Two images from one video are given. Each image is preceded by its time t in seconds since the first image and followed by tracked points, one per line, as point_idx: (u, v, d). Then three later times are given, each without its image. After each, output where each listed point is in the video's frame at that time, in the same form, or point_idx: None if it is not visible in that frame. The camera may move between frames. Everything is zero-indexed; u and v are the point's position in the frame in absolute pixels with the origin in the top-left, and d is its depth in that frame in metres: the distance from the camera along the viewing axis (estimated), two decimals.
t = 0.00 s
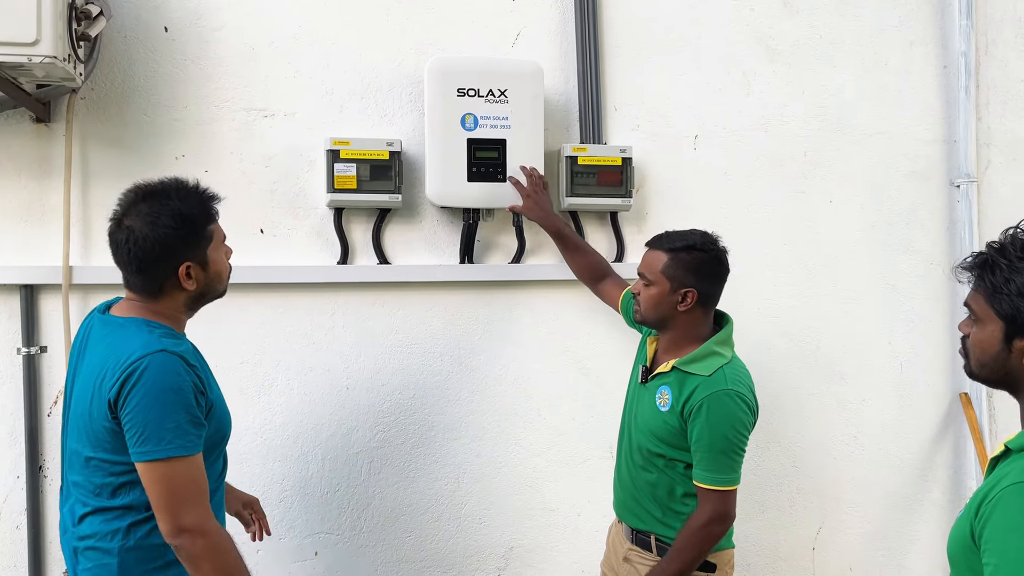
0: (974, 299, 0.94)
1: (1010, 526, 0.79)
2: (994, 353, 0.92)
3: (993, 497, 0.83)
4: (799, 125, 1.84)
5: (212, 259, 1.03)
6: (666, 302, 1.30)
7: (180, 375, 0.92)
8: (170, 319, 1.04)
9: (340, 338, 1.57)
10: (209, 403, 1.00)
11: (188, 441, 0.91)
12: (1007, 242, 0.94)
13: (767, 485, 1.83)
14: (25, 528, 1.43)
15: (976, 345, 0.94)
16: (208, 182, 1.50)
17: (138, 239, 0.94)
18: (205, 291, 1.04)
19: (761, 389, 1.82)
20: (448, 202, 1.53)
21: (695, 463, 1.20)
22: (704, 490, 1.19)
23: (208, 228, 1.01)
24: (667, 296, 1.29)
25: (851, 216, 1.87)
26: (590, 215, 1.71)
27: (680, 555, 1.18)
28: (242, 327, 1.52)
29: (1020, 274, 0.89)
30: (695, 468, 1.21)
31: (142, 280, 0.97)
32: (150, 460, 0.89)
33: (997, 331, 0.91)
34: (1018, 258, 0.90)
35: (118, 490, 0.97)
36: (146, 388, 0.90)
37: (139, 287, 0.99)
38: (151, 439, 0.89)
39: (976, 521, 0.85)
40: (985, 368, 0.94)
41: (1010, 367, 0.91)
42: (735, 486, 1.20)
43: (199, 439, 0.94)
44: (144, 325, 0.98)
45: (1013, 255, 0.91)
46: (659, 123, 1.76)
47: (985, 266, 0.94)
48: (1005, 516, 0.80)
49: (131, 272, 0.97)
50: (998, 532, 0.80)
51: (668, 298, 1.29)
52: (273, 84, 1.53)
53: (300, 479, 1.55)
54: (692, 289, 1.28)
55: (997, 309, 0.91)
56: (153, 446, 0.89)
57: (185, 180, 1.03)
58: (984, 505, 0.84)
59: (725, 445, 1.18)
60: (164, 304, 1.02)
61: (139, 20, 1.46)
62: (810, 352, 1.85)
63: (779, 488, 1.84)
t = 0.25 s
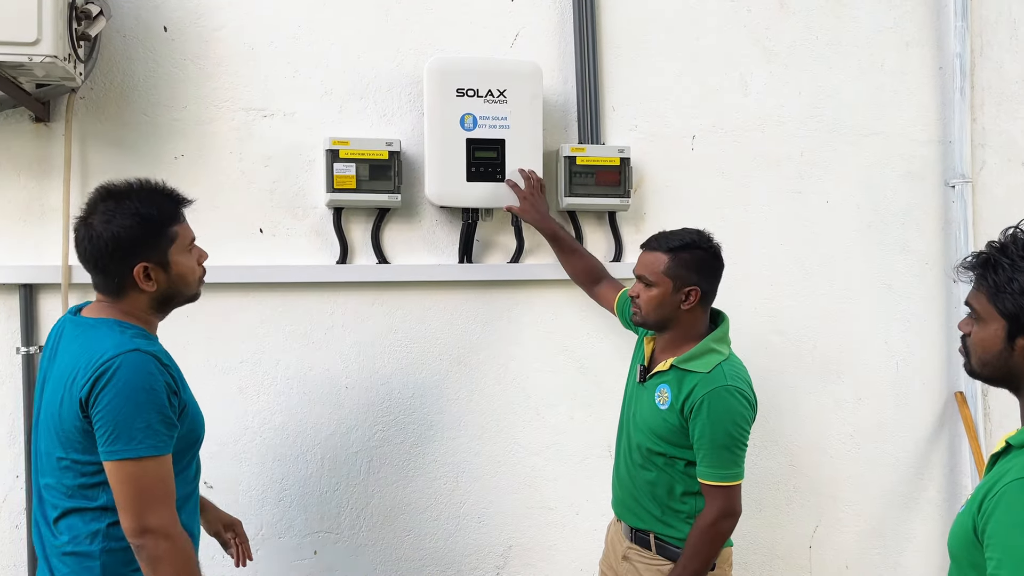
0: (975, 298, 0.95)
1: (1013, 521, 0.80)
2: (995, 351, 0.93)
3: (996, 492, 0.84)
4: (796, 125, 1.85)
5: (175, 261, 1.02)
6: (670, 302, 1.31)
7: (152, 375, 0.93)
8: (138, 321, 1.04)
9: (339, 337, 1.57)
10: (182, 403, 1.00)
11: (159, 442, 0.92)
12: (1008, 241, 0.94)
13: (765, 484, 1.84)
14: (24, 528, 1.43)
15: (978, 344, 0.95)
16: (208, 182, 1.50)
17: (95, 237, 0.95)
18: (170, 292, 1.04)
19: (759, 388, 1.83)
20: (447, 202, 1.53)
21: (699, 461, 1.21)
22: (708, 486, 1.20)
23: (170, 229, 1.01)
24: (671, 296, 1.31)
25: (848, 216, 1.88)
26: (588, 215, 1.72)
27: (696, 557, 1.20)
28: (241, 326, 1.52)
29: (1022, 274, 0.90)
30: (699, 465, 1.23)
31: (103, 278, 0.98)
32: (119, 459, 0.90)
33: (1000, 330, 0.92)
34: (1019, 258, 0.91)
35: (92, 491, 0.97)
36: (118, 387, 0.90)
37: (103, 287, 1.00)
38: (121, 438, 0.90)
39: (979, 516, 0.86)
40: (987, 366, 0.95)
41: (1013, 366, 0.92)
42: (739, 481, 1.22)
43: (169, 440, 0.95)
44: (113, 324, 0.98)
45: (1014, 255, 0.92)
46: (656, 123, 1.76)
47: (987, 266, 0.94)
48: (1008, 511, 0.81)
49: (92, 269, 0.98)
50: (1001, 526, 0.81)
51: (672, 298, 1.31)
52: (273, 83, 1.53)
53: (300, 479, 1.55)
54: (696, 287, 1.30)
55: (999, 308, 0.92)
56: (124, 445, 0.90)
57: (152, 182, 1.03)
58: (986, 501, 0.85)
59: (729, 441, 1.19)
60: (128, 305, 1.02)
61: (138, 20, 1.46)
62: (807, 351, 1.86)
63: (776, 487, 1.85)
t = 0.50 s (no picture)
0: (975, 300, 0.95)
1: (1014, 518, 0.80)
2: (996, 354, 0.92)
3: (996, 491, 0.84)
4: (792, 128, 1.87)
5: (127, 268, 1.00)
6: (671, 302, 1.32)
7: (99, 374, 0.92)
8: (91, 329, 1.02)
9: (339, 339, 1.58)
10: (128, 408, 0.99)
11: (103, 442, 0.90)
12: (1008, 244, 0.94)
13: (761, 484, 1.86)
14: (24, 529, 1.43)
15: (978, 346, 0.95)
16: (208, 184, 1.51)
17: (44, 246, 0.93)
18: (123, 301, 1.02)
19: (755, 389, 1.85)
20: (446, 204, 1.54)
21: (703, 460, 1.22)
22: (713, 485, 1.21)
23: (122, 236, 0.99)
24: (673, 296, 1.32)
25: (843, 218, 1.90)
26: (586, 217, 1.73)
27: (694, 556, 1.21)
28: (240, 328, 1.53)
29: None
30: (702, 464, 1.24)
31: (53, 287, 0.96)
32: (57, 459, 0.88)
33: (1000, 332, 0.92)
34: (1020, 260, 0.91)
35: (30, 498, 0.95)
36: (63, 386, 0.89)
37: (53, 296, 0.97)
38: (62, 437, 0.88)
39: (978, 514, 0.87)
40: (985, 368, 0.95)
41: (1012, 368, 0.91)
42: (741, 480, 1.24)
43: (113, 443, 0.93)
44: (65, 330, 0.96)
45: (1015, 257, 0.91)
46: (654, 127, 1.78)
47: (987, 268, 0.94)
48: (1008, 509, 0.81)
49: (41, 279, 0.96)
50: (1001, 524, 0.81)
51: (674, 298, 1.32)
52: (273, 86, 1.54)
53: (299, 480, 1.56)
54: (697, 287, 1.32)
55: (1000, 311, 0.91)
56: (64, 444, 0.87)
57: (102, 189, 1.01)
58: (986, 500, 0.85)
59: (734, 440, 1.21)
60: (80, 312, 1.00)
61: (139, 23, 1.46)
62: (802, 352, 1.88)
63: (772, 487, 1.86)
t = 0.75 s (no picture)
0: (969, 302, 0.95)
1: (1009, 516, 0.79)
2: (990, 355, 0.93)
3: (990, 489, 0.83)
4: (787, 130, 1.88)
5: (89, 261, 0.96)
6: (663, 301, 1.34)
7: (66, 372, 0.89)
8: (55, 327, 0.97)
9: (336, 339, 1.58)
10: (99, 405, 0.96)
11: (82, 438, 0.86)
12: (1003, 247, 0.94)
13: (756, 484, 1.87)
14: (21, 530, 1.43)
15: (972, 347, 0.95)
16: (206, 185, 1.51)
17: None
18: (87, 296, 0.97)
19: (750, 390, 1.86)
20: (443, 206, 1.55)
21: (701, 459, 1.24)
22: (711, 485, 1.22)
23: (81, 228, 0.94)
24: (665, 296, 1.33)
25: (837, 220, 1.91)
26: (582, 219, 1.74)
27: (693, 555, 1.22)
28: (238, 329, 1.53)
29: (1017, 278, 0.89)
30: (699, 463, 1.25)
31: (12, 285, 0.91)
32: (39, 459, 0.83)
33: (995, 333, 0.91)
34: (1013, 262, 0.90)
35: (4, 506, 0.92)
36: (30, 386, 0.85)
37: (10, 293, 0.93)
38: (39, 438, 0.84)
39: (972, 513, 0.85)
40: (981, 369, 0.94)
41: (1006, 369, 0.92)
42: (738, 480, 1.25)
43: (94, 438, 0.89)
44: (26, 330, 0.92)
45: (1008, 259, 0.91)
46: (650, 129, 1.79)
47: (981, 271, 0.94)
48: (1002, 507, 0.80)
49: None
50: (996, 521, 0.80)
51: (666, 298, 1.34)
52: (271, 88, 1.54)
53: (297, 481, 1.56)
54: (689, 287, 1.33)
55: (993, 312, 0.91)
56: (43, 443, 0.83)
57: (57, 180, 0.96)
58: (981, 498, 0.84)
59: (732, 439, 1.22)
60: (43, 309, 0.95)
61: (137, 25, 1.47)
62: (797, 353, 1.89)
63: (767, 487, 1.87)
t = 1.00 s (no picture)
0: (964, 304, 0.94)
1: (1001, 514, 0.77)
2: (985, 356, 0.92)
3: (986, 486, 0.81)
4: (784, 132, 1.89)
5: (81, 260, 0.96)
6: (653, 300, 1.35)
7: (58, 381, 0.88)
8: (51, 329, 0.97)
9: (336, 340, 1.59)
10: (94, 411, 0.96)
11: (82, 448, 0.87)
12: (998, 249, 0.94)
13: (753, 484, 1.88)
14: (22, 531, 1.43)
15: (967, 348, 0.94)
16: (207, 187, 1.52)
17: None
18: (81, 296, 0.97)
19: (747, 390, 1.87)
20: (442, 208, 1.56)
21: (693, 458, 1.25)
22: (703, 482, 1.24)
23: (69, 227, 0.94)
24: (654, 294, 1.35)
25: (833, 222, 1.93)
26: (580, 220, 1.75)
27: (696, 557, 1.24)
28: (238, 330, 1.54)
29: (1012, 279, 0.89)
30: (689, 461, 1.27)
31: (5, 290, 0.91)
32: (40, 471, 0.84)
33: (990, 335, 0.91)
34: (1008, 264, 0.90)
35: None
36: (22, 397, 0.85)
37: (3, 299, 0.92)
38: (37, 449, 0.84)
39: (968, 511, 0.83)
40: (975, 370, 0.94)
41: (1001, 370, 0.91)
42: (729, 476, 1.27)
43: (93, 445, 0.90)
44: (19, 337, 0.92)
45: (1003, 261, 0.91)
46: (647, 131, 1.80)
47: (976, 273, 0.94)
48: (997, 504, 0.78)
49: None
50: (990, 518, 0.78)
51: (655, 296, 1.35)
52: (271, 90, 1.55)
53: (297, 481, 1.57)
54: (680, 288, 1.34)
55: (988, 313, 0.91)
56: (42, 455, 0.84)
57: (39, 180, 0.95)
58: (975, 497, 0.83)
59: (723, 437, 1.24)
60: (38, 313, 0.95)
61: (137, 27, 1.48)
62: (794, 354, 1.90)
63: (764, 487, 1.89)
